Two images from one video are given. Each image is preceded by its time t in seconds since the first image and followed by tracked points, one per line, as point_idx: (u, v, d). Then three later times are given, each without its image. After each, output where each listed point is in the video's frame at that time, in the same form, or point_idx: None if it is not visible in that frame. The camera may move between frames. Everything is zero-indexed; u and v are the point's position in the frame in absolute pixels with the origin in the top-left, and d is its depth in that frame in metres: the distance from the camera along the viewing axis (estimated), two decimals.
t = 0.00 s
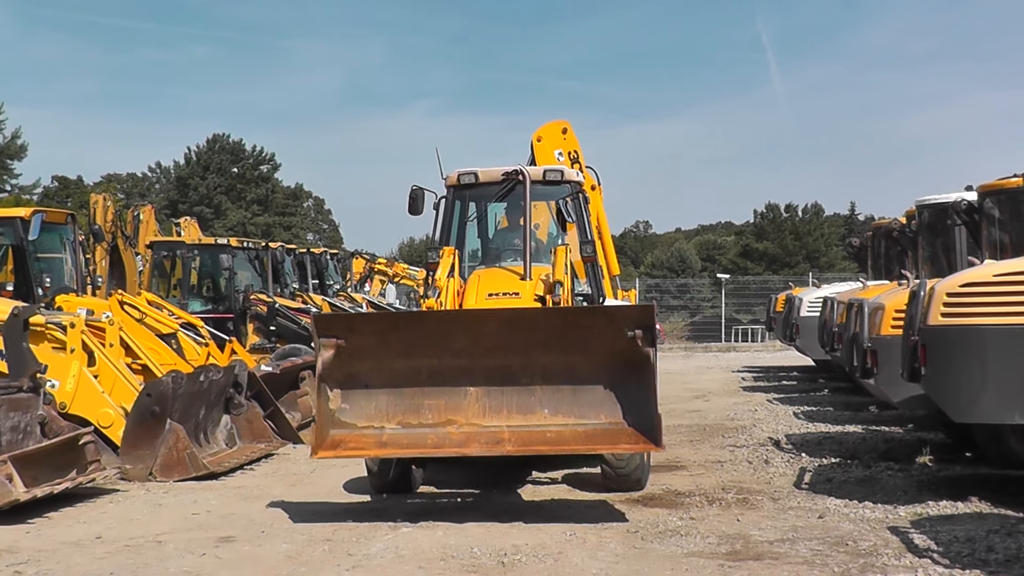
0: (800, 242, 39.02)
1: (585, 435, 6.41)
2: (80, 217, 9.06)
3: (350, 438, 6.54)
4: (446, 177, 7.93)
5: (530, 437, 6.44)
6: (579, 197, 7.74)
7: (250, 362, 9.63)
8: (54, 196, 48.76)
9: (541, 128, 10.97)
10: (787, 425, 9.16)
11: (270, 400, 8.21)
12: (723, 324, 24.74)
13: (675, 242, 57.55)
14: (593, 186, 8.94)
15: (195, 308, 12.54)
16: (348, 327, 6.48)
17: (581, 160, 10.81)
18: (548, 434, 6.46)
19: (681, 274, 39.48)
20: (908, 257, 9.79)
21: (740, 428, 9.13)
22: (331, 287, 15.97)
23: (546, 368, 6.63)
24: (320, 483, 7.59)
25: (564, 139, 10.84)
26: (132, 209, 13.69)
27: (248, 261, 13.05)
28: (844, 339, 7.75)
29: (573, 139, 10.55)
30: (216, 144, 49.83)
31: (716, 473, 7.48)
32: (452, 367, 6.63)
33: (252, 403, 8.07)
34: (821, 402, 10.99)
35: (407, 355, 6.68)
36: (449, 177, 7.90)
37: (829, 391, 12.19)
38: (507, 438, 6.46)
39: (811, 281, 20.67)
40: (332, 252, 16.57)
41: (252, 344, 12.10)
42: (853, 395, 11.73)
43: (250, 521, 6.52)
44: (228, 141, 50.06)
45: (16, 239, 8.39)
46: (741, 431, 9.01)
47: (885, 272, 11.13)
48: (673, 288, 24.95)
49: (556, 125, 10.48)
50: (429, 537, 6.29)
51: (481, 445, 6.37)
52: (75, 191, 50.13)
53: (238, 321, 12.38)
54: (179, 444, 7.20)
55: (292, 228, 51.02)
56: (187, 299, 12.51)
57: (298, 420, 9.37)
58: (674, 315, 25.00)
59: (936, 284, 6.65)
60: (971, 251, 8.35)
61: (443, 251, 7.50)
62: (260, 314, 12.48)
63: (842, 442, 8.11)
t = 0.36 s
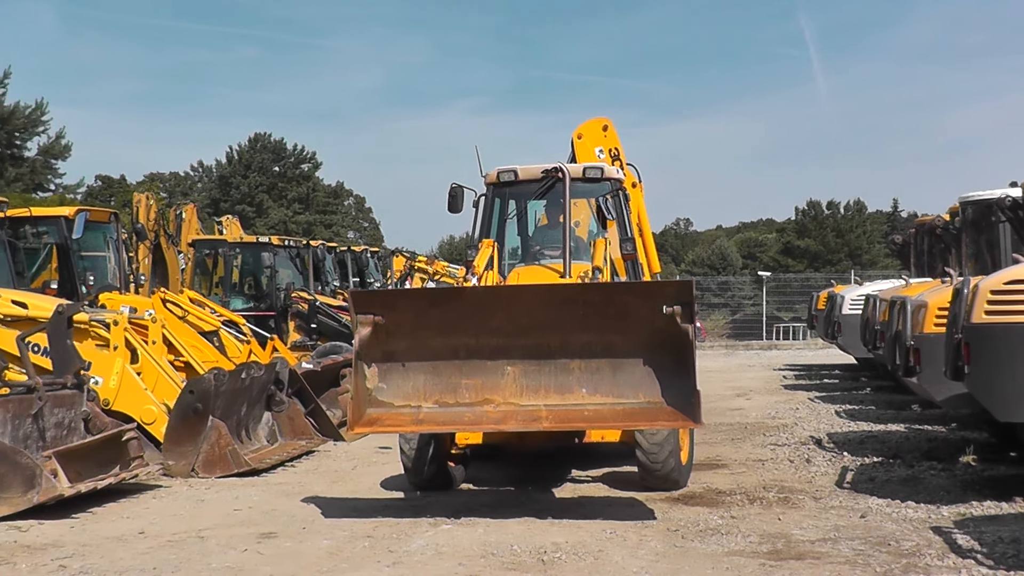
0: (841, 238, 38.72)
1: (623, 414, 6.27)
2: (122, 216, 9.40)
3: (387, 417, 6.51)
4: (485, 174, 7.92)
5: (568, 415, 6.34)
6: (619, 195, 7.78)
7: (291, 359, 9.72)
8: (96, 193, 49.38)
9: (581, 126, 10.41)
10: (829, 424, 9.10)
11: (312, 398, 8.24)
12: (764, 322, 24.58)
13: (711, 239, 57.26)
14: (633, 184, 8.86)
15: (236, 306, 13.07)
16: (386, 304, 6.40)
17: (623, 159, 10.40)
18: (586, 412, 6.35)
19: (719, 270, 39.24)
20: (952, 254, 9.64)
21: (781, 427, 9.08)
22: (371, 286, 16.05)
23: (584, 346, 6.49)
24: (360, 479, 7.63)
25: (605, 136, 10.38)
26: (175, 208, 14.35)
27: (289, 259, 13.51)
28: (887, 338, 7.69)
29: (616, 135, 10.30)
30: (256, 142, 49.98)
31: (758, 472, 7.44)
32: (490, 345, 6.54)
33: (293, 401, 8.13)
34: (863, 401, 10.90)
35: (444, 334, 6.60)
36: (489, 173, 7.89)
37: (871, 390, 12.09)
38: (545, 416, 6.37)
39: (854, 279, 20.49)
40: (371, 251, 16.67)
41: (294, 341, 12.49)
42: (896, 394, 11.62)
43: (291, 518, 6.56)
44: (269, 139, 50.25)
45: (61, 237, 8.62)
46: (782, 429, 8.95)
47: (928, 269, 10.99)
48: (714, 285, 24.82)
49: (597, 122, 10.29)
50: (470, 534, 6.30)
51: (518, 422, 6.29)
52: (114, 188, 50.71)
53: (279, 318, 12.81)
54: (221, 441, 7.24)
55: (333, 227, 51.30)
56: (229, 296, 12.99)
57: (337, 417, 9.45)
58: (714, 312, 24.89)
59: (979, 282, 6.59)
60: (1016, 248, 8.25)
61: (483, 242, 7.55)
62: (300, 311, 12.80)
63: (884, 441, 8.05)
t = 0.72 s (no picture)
0: (859, 243, 38.62)
1: (639, 401, 6.19)
2: (140, 224, 9.57)
3: (402, 405, 6.41)
4: (503, 180, 7.99)
5: (584, 402, 6.27)
6: (637, 200, 7.81)
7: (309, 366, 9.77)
8: (115, 201, 49.67)
9: (600, 131, 10.39)
10: (848, 430, 9.07)
11: (330, 404, 8.30)
12: (782, 327, 24.51)
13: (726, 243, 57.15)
14: (652, 191, 8.77)
15: (255, 312, 13.39)
16: (401, 289, 6.28)
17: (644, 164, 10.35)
18: (601, 400, 6.28)
19: (737, 275, 39.14)
20: (971, 259, 9.56)
21: (800, 433, 9.06)
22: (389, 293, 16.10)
23: (600, 333, 6.39)
24: (378, 486, 7.64)
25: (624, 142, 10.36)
26: (193, 215, 14.60)
27: (308, 266, 14.02)
28: (905, 343, 7.68)
29: (635, 140, 10.28)
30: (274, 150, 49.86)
31: (776, 478, 7.42)
32: (505, 333, 6.43)
33: (312, 407, 8.18)
34: (882, 406, 10.86)
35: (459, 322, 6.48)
36: (507, 180, 7.96)
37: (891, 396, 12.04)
38: (560, 403, 6.30)
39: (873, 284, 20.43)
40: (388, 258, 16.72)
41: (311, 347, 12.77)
42: (915, 399, 11.57)
43: (309, 524, 6.56)
44: (287, 147, 50.27)
45: (80, 244, 8.74)
46: (801, 435, 8.93)
47: (948, 274, 10.94)
48: (732, 291, 24.79)
49: (615, 127, 10.27)
50: (488, 540, 6.28)
51: (534, 408, 6.22)
52: (131, 196, 50.95)
53: (297, 325, 13.14)
54: (239, 447, 7.24)
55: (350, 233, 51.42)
56: (247, 303, 13.38)
57: (355, 423, 9.49)
58: (732, 318, 24.83)
59: (998, 287, 6.55)
60: None
61: (500, 244, 7.66)
62: (318, 318, 13.08)
63: (903, 446, 8.02)
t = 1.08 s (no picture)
0: (864, 258, 38.59)
1: (641, 416, 6.16)
2: (145, 238, 9.60)
3: (404, 419, 6.42)
4: (506, 194, 8.01)
5: (586, 417, 6.24)
6: (641, 214, 7.81)
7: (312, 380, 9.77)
8: (120, 216, 49.73)
9: (605, 144, 10.41)
10: (852, 444, 9.06)
11: (332, 419, 8.38)
12: (786, 341, 24.49)
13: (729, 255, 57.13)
14: (658, 205, 8.63)
15: (259, 326, 13.43)
16: (403, 303, 6.30)
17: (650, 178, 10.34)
18: (603, 414, 6.25)
19: (742, 289, 39.08)
20: (975, 272, 9.57)
21: (804, 447, 9.04)
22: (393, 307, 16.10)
23: (602, 347, 6.36)
24: (382, 500, 7.63)
25: (630, 155, 10.36)
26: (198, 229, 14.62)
27: (312, 279, 14.11)
28: (910, 357, 7.67)
29: (640, 154, 10.28)
30: (279, 163, 49.91)
31: (780, 493, 7.40)
32: (508, 347, 6.42)
33: (314, 421, 8.18)
34: (886, 421, 10.83)
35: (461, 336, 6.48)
36: (510, 193, 7.97)
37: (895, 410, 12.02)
38: (562, 418, 6.28)
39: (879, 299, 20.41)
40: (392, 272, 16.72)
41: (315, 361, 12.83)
42: (920, 413, 11.54)
43: (312, 538, 6.55)
44: (292, 160, 50.39)
45: (84, 258, 8.76)
46: (805, 449, 8.91)
47: (952, 288, 10.92)
48: (736, 305, 24.77)
49: (620, 141, 10.28)
50: (492, 555, 6.27)
51: (535, 423, 6.20)
52: (136, 209, 51.02)
53: (302, 339, 13.20)
54: (243, 461, 7.25)
55: (354, 245, 51.49)
56: (252, 317, 13.41)
57: (359, 437, 9.50)
58: (737, 331, 24.79)
59: (1002, 301, 6.54)
60: None
61: (502, 258, 7.69)
62: (322, 332, 13.18)
63: (908, 461, 8.00)
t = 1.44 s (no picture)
0: (863, 259, 38.57)
1: (639, 416, 6.15)
2: (143, 239, 9.57)
3: (402, 420, 6.42)
4: (505, 196, 8.03)
5: (584, 417, 6.24)
6: (639, 215, 7.82)
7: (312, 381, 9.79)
8: (118, 217, 49.62)
9: (605, 146, 10.39)
10: (851, 446, 9.06)
11: (332, 420, 8.31)
12: (785, 343, 24.49)
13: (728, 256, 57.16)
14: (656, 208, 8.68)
15: (257, 328, 13.45)
16: (401, 304, 6.30)
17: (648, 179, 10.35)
18: (602, 415, 6.25)
19: (741, 291, 39.09)
20: (974, 274, 9.59)
21: (803, 449, 9.04)
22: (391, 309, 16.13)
23: (601, 348, 6.36)
24: (381, 501, 7.63)
25: (629, 157, 10.35)
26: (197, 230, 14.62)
27: (310, 281, 14.12)
28: (909, 359, 7.67)
29: (639, 156, 10.27)
30: (279, 164, 49.94)
31: (779, 494, 7.40)
32: (506, 348, 6.42)
33: (314, 423, 8.18)
34: (885, 422, 10.83)
35: (460, 337, 6.49)
36: (509, 195, 7.99)
37: (893, 411, 12.03)
38: (561, 419, 6.27)
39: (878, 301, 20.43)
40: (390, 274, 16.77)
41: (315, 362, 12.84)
42: (918, 415, 11.55)
43: (311, 539, 6.55)
44: (291, 161, 50.40)
45: (82, 260, 8.74)
46: (804, 451, 8.91)
47: (950, 290, 10.93)
48: (735, 307, 24.79)
49: (620, 143, 10.27)
50: (490, 556, 6.27)
51: (533, 423, 6.20)
52: (136, 211, 50.98)
53: (301, 340, 13.20)
54: (242, 463, 7.24)
55: (353, 247, 51.50)
56: (251, 318, 13.41)
57: (358, 438, 9.51)
58: (736, 333, 24.79)
59: (1001, 302, 6.54)
60: None
61: (501, 260, 7.70)
62: (321, 333, 13.21)
63: (907, 462, 8.01)
